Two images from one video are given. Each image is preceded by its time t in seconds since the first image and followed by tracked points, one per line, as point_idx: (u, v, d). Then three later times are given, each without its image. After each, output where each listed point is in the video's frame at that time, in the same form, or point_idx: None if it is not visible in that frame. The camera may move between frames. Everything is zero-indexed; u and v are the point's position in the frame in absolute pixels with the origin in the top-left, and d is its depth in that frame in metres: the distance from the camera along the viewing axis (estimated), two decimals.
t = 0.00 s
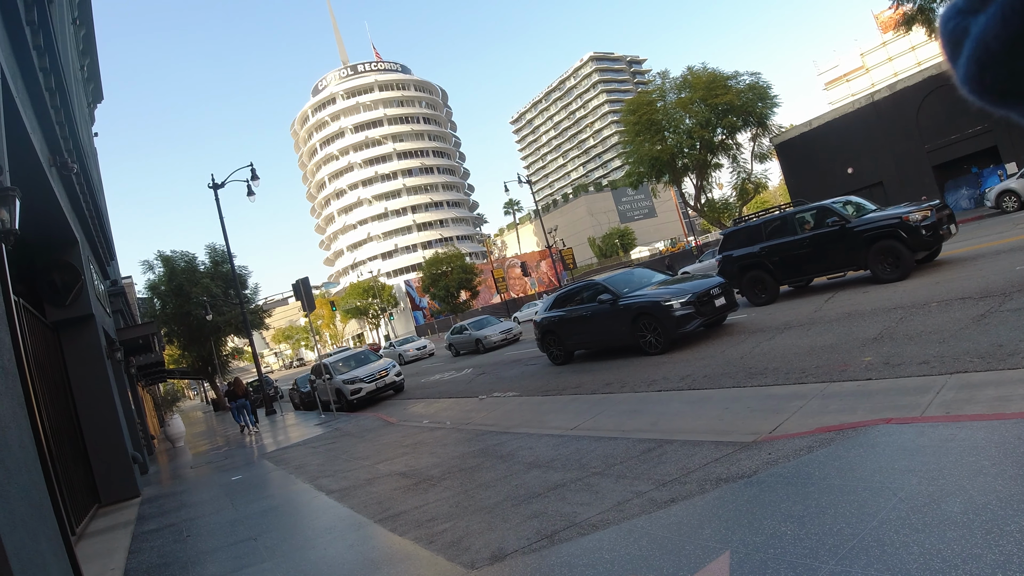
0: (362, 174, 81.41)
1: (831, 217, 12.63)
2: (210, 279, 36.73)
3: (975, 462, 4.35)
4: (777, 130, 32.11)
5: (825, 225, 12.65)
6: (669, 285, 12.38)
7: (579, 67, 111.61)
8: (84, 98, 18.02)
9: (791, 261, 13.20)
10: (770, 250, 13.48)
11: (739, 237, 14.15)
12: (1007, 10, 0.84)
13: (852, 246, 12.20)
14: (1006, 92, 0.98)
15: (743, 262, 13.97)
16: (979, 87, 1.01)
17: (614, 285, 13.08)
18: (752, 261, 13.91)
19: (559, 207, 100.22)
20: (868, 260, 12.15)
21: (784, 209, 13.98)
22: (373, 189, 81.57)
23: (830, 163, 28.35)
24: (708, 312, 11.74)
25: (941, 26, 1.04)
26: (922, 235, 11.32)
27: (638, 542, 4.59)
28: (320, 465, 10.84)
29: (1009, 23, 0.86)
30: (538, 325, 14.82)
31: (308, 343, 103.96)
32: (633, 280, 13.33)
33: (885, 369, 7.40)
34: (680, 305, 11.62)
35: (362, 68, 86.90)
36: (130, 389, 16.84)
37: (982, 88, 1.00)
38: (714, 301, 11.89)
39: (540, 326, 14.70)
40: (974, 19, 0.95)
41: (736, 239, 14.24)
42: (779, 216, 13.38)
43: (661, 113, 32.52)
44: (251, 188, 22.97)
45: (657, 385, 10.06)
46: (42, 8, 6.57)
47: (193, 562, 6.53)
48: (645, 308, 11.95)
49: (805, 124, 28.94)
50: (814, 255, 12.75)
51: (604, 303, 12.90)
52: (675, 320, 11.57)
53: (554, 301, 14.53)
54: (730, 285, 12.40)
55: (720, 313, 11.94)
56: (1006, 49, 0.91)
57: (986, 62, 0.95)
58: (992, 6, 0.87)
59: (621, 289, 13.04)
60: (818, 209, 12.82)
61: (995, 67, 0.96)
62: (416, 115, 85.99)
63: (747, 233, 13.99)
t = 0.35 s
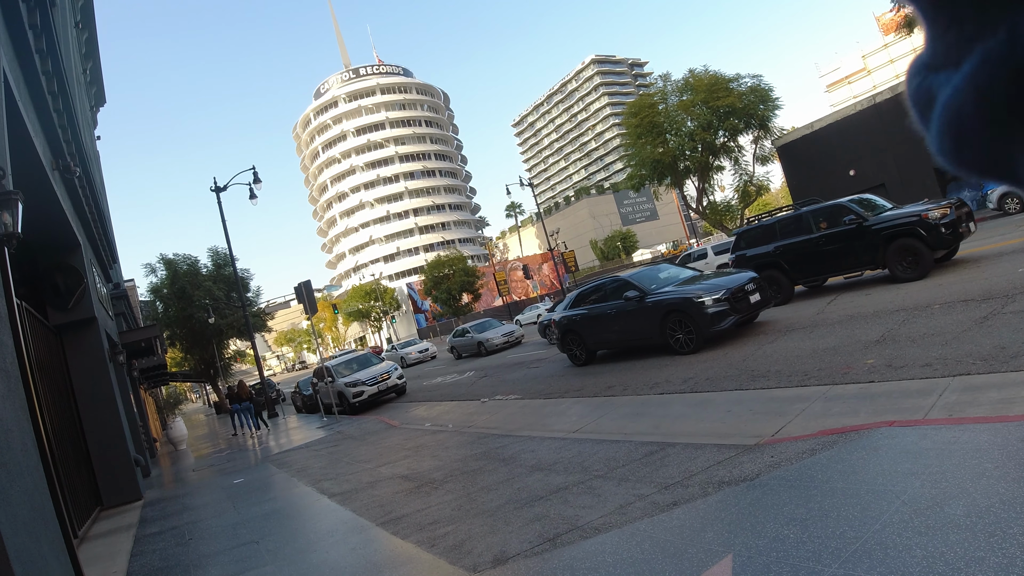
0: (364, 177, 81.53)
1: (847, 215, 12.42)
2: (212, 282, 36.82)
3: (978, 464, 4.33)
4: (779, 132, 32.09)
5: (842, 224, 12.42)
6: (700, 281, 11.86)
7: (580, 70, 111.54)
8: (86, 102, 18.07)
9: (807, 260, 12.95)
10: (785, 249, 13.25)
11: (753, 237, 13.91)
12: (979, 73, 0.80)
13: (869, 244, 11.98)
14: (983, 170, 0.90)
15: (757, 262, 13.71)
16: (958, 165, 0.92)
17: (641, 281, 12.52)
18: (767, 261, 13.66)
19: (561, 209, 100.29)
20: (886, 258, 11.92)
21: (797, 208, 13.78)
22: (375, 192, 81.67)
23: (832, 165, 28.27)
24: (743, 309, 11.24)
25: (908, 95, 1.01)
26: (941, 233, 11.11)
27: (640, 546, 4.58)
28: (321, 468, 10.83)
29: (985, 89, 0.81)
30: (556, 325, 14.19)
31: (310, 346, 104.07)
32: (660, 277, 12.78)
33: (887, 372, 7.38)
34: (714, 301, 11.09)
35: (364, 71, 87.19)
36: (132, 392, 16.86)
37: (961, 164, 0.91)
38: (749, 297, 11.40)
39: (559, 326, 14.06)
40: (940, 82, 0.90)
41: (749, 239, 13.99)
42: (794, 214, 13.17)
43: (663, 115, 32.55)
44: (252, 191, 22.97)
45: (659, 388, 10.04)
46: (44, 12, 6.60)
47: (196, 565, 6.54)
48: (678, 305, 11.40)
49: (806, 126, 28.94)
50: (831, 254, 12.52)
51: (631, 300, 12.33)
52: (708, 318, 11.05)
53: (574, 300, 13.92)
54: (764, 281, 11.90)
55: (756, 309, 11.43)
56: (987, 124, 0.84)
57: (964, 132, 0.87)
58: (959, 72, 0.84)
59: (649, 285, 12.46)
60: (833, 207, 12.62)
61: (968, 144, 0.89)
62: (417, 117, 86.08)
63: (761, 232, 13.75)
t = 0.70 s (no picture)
0: (365, 180, 81.61)
1: (863, 213, 12.13)
2: (213, 285, 36.85)
3: (980, 467, 4.32)
4: (779, 135, 32.10)
5: (858, 221, 12.13)
6: (728, 277, 11.32)
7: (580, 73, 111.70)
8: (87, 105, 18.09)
9: (823, 259, 12.65)
10: (800, 248, 12.92)
11: (766, 235, 13.57)
12: (973, 73, 0.74)
13: (887, 242, 11.71)
14: (982, 166, 0.85)
15: (770, 261, 13.38)
16: (956, 162, 0.87)
17: (663, 278, 11.96)
18: (781, 260, 13.31)
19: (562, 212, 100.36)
20: (904, 256, 11.66)
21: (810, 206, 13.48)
22: (376, 194, 81.77)
23: (831, 168, 28.21)
24: (776, 304, 10.74)
25: (901, 90, 0.97)
26: (961, 230, 10.88)
27: (642, 549, 4.57)
28: (322, 471, 10.82)
29: (981, 95, 0.75)
30: (573, 325, 13.58)
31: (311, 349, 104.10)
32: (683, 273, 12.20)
33: (889, 374, 7.37)
34: (744, 297, 10.57)
35: (365, 74, 87.41)
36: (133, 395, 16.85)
37: (959, 164, 0.87)
38: (781, 292, 10.90)
39: (575, 326, 13.45)
40: (940, 83, 0.85)
41: (762, 237, 13.63)
42: (808, 212, 12.86)
43: (664, 118, 32.59)
44: (253, 194, 22.98)
45: (660, 391, 10.01)
46: (45, 15, 6.63)
47: (197, 568, 6.54)
48: (706, 301, 10.86)
49: (806, 129, 28.93)
50: (847, 252, 12.24)
51: (654, 298, 11.76)
52: (739, 315, 10.57)
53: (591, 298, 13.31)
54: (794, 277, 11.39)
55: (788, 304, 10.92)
56: (986, 129, 0.78)
57: (960, 138, 0.83)
58: (956, 69, 0.78)
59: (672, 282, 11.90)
60: (849, 205, 12.33)
61: (965, 146, 0.84)
62: (418, 120, 86.23)
63: (774, 230, 13.42)
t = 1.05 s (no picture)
0: (367, 181, 81.69)
1: (881, 210, 11.93)
2: (216, 285, 36.93)
3: (983, 467, 4.31)
4: (782, 135, 32.04)
5: (876, 218, 11.96)
6: (754, 271, 10.97)
7: (583, 73, 111.68)
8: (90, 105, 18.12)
9: (839, 256, 12.53)
10: (817, 244, 12.80)
11: (783, 231, 13.47)
12: (960, 64, 0.71)
13: (905, 239, 11.50)
14: (969, 163, 0.82)
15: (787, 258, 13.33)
16: (943, 159, 0.84)
17: (686, 273, 11.60)
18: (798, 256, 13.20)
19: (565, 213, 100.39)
20: (923, 253, 11.45)
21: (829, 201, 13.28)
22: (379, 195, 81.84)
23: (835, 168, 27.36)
24: (805, 300, 10.41)
25: (890, 86, 0.95)
26: (981, 226, 10.61)
27: (645, 549, 4.56)
28: (325, 471, 10.84)
29: (966, 90, 0.72)
30: (590, 323, 13.23)
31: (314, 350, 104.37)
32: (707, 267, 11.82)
33: (891, 374, 7.36)
34: (772, 293, 10.22)
35: (368, 75, 87.60)
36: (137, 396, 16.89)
37: (946, 158, 0.83)
38: (811, 288, 10.56)
39: (593, 324, 13.11)
40: (926, 77, 0.82)
41: (779, 233, 13.56)
42: (825, 208, 12.71)
43: (666, 118, 32.59)
44: (256, 195, 23.02)
45: (662, 392, 10.01)
46: (48, 16, 6.64)
47: (200, 568, 6.54)
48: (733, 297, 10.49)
49: (811, 128, 28.10)
50: (864, 249, 12.11)
51: (677, 294, 11.38)
52: (767, 311, 10.18)
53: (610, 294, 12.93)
54: (822, 270, 11.07)
55: (818, 299, 10.60)
56: (971, 125, 0.75)
57: (945, 135, 0.80)
58: (943, 61, 0.75)
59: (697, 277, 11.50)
60: (867, 200, 12.15)
61: (954, 142, 0.80)
62: (420, 121, 86.31)
63: (791, 227, 13.31)
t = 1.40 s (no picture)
0: (367, 181, 81.66)
1: (894, 205, 11.88)
2: (216, 285, 36.93)
3: (983, 466, 4.31)
4: (782, 135, 32.01)
5: (888, 213, 11.89)
6: (774, 266, 10.73)
7: (583, 73, 111.58)
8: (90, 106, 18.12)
9: (852, 252, 12.43)
10: (829, 240, 12.68)
11: (793, 227, 13.39)
12: (955, 61, 0.72)
13: (920, 234, 11.41)
14: (964, 161, 0.82)
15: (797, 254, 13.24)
16: (939, 154, 0.84)
17: (703, 268, 11.34)
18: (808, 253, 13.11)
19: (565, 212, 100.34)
20: (938, 249, 11.34)
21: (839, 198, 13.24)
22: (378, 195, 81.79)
23: (833, 169, 26.67)
24: (828, 295, 10.19)
25: (886, 86, 0.95)
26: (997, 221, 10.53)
27: (646, 548, 4.56)
28: (325, 471, 10.84)
29: (961, 86, 0.73)
30: (602, 321, 12.98)
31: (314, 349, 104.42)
32: (725, 261, 11.55)
33: (892, 374, 7.36)
34: (795, 287, 9.97)
35: (368, 75, 87.65)
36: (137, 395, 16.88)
37: (941, 156, 0.83)
38: (834, 282, 10.33)
39: (605, 321, 12.86)
40: (924, 73, 0.83)
41: (790, 230, 13.49)
42: (837, 203, 12.64)
43: (666, 118, 32.57)
44: (256, 195, 23.02)
45: (662, 391, 10.00)
46: (48, 17, 6.65)
47: (200, 567, 6.54)
48: (754, 292, 10.25)
49: (810, 128, 27.27)
50: (877, 245, 12.02)
51: (694, 289, 11.10)
52: (790, 306, 9.95)
53: (623, 290, 12.65)
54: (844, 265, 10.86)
55: (841, 294, 10.36)
56: (967, 121, 0.75)
57: (940, 133, 0.80)
58: (939, 58, 0.75)
59: (714, 271, 11.23)
60: (879, 196, 12.09)
61: (949, 138, 0.81)
62: (420, 121, 86.28)
63: (802, 223, 13.23)
